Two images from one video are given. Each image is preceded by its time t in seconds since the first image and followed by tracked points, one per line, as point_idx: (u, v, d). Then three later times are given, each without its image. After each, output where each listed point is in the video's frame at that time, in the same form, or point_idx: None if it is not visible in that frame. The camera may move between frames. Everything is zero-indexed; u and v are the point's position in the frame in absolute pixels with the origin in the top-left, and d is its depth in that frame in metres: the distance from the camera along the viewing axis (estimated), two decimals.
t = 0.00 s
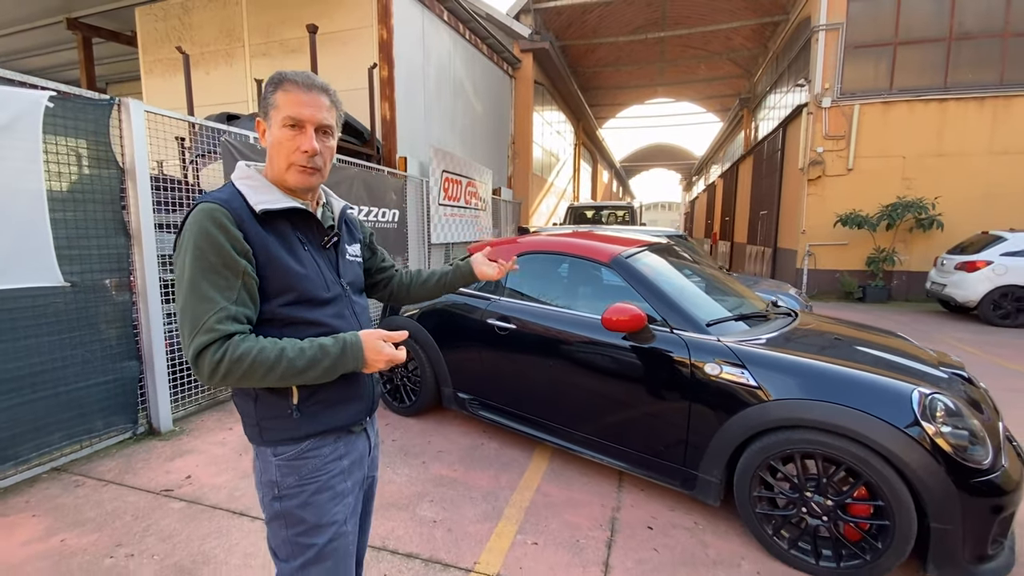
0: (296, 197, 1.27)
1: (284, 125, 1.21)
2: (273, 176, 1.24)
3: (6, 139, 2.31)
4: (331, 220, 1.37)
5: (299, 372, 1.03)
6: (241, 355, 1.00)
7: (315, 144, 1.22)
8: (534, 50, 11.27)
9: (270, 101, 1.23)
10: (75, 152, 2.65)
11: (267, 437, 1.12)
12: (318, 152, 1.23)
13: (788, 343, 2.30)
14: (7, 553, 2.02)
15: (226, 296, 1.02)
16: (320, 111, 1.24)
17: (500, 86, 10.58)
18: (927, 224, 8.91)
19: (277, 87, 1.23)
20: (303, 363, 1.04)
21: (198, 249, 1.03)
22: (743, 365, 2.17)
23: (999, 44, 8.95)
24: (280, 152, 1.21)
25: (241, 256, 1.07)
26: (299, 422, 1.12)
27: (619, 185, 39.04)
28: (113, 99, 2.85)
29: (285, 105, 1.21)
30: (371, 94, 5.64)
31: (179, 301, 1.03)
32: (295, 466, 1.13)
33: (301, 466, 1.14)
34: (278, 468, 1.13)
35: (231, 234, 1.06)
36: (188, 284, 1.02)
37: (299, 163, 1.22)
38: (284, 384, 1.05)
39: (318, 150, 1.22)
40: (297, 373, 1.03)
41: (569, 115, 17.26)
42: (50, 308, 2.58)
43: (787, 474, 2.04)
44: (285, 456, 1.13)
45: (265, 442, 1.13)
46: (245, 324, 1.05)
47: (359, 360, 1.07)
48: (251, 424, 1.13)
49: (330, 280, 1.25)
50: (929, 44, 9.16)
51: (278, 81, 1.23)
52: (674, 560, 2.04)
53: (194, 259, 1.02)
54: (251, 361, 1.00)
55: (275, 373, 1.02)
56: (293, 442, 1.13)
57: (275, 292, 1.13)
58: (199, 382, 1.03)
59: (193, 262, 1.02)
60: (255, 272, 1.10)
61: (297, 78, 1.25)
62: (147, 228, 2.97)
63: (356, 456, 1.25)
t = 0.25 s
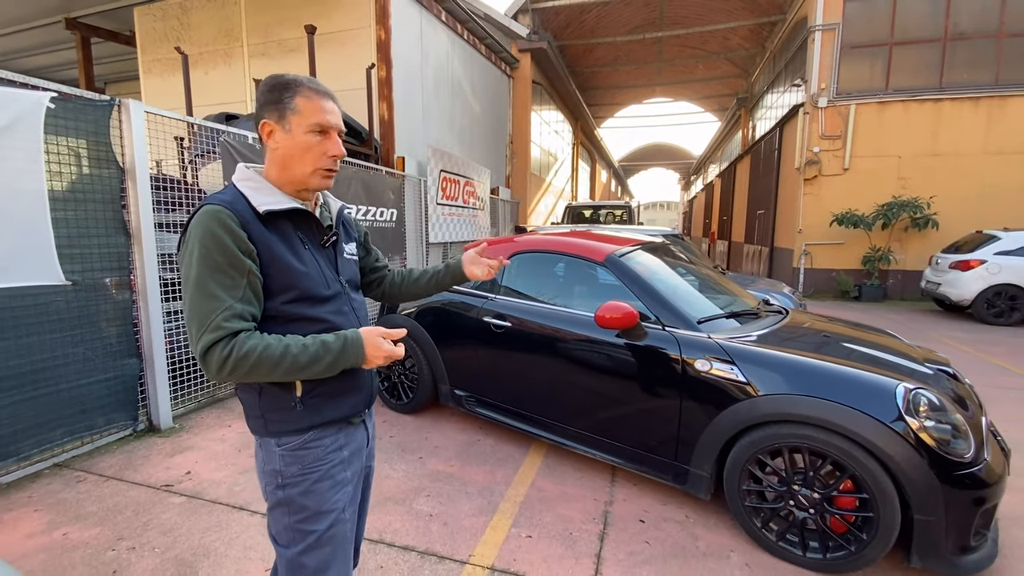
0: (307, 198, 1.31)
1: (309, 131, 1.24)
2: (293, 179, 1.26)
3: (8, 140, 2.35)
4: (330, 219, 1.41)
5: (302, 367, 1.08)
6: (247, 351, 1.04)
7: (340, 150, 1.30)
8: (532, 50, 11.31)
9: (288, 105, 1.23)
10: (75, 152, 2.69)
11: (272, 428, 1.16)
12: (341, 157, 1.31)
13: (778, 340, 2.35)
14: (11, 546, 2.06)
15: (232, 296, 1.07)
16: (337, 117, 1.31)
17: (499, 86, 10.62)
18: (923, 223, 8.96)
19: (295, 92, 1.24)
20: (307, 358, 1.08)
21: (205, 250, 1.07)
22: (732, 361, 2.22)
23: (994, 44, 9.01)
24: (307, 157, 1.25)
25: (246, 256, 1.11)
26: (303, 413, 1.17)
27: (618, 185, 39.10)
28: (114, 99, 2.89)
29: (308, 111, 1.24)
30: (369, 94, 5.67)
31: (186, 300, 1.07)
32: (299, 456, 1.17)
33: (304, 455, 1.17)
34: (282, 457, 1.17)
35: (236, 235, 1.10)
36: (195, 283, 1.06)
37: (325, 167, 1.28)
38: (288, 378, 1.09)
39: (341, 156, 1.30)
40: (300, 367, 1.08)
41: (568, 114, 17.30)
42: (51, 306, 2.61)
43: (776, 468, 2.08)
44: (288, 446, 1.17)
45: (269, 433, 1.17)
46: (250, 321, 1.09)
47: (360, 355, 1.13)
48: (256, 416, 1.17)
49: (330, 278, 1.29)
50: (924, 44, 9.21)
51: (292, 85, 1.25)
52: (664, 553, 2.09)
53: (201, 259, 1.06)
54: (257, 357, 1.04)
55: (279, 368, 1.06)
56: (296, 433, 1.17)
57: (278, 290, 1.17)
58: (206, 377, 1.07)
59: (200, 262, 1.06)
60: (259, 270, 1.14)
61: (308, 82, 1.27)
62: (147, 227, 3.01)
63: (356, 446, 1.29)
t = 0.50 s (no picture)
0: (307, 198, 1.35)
1: (336, 139, 1.30)
2: (312, 183, 1.30)
3: (6, 139, 2.36)
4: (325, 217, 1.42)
5: (320, 365, 1.11)
6: (267, 353, 1.06)
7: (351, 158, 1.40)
8: (530, 50, 11.32)
9: (320, 114, 1.26)
10: (74, 152, 2.70)
11: (284, 423, 1.18)
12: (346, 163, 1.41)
13: (771, 338, 2.37)
14: (10, 543, 2.08)
15: (249, 298, 1.08)
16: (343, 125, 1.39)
17: (497, 86, 10.63)
18: (919, 223, 8.99)
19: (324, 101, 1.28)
20: (323, 355, 1.11)
21: (218, 254, 1.07)
22: (726, 358, 2.24)
23: (990, 44, 9.03)
24: (332, 165, 1.31)
25: (259, 259, 1.12)
26: (315, 407, 1.19)
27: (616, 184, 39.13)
28: (112, 99, 2.90)
29: (336, 121, 1.30)
30: (366, 93, 5.68)
31: (201, 305, 1.07)
32: (310, 448, 1.19)
33: (316, 447, 1.20)
34: (294, 451, 1.19)
35: (248, 238, 1.10)
36: (211, 288, 1.06)
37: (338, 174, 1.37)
38: (304, 376, 1.12)
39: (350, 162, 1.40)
40: (317, 365, 1.11)
41: (566, 114, 17.32)
42: (49, 305, 2.62)
43: (768, 465, 2.11)
44: (300, 439, 1.19)
45: (279, 427, 1.18)
46: (265, 322, 1.10)
47: (373, 350, 1.17)
48: (266, 412, 1.17)
49: (332, 276, 1.31)
50: (921, 44, 9.24)
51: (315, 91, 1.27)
52: (658, 549, 2.11)
53: (215, 263, 1.06)
54: (277, 358, 1.06)
55: (297, 367, 1.09)
56: (308, 426, 1.19)
57: (288, 291, 1.19)
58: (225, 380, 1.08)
59: (214, 266, 1.06)
60: (270, 273, 1.15)
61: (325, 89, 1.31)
62: (144, 226, 3.02)
63: (359, 438, 1.32)
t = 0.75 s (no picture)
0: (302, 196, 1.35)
1: (329, 139, 1.30)
2: (304, 181, 1.30)
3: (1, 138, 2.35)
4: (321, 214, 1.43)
5: (329, 361, 1.12)
6: (277, 354, 1.07)
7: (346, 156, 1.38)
8: (528, 49, 11.33)
9: (312, 112, 1.25)
10: (69, 151, 2.69)
11: (287, 421, 1.18)
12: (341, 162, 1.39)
13: (766, 336, 2.38)
14: (7, 542, 2.07)
15: (256, 301, 1.08)
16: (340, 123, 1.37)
17: (495, 85, 10.64)
18: (916, 222, 9.01)
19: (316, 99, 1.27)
20: (331, 352, 1.13)
21: (224, 258, 1.06)
22: (721, 357, 2.24)
23: (987, 44, 9.06)
24: (323, 163, 1.31)
25: (264, 260, 1.12)
26: (319, 403, 1.20)
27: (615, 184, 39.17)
28: (108, 98, 2.90)
29: (329, 120, 1.29)
30: (364, 92, 5.68)
31: (209, 310, 1.06)
32: (314, 444, 1.20)
33: (319, 443, 1.21)
34: (297, 448, 1.19)
35: (252, 240, 1.10)
36: (218, 292, 1.05)
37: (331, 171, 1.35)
38: (312, 373, 1.13)
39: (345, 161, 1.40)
40: (326, 361, 1.12)
41: (564, 114, 17.33)
42: (46, 305, 2.62)
43: (764, 463, 2.11)
44: (303, 436, 1.19)
45: (283, 424, 1.18)
46: (272, 323, 1.11)
47: (380, 342, 1.19)
48: (269, 409, 1.17)
49: (331, 275, 1.32)
50: (917, 44, 9.26)
51: (308, 90, 1.26)
52: (655, 546, 2.12)
53: (222, 268, 1.06)
54: (287, 358, 1.07)
55: (306, 365, 1.10)
56: (312, 423, 1.19)
57: (292, 290, 1.19)
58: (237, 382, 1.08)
59: (221, 270, 1.06)
60: (275, 273, 1.15)
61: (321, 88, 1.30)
62: (142, 226, 3.01)
63: (359, 434, 1.33)
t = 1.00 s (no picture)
0: (292, 194, 1.32)
1: (289, 128, 1.23)
2: (275, 177, 1.27)
3: None
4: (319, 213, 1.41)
5: (316, 360, 1.11)
6: (264, 350, 1.06)
7: (319, 146, 1.28)
8: (526, 48, 11.32)
9: (266, 105, 1.22)
10: (65, 149, 2.68)
11: (276, 419, 1.17)
12: (321, 153, 1.29)
13: (764, 336, 2.38)
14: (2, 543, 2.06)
15: (245, 297, 1.07)
16: (318, 113, 1.28)
17: (493, 84, 10.63)
18: (913, 221, 9.03)
19: (271, 90, 1.23)
20: (319, 351, 1.11)
21: (214, 254, 1.05)
22: (719, 356, 2.24)
23: (983, 44, 9.09)
24: (287, 156, 1.25)
25: (255, 257, 1.11)
26: (308, 402, 1.19)
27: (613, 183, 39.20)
28: (104, 96, 2.89)
29: (285, 109, 1.22)
30: (361, 91, 5.66)
31: (197, 304, 1.06)
32: (303, 443, 1.19)
33: (309, 442, 1.20)
34: (287, 446, 1.18)
35: (244, 237, 1.09)
36: (207, 286, 1.05)
37: (305, 164, 1.27)
38: (300, 372, 1.12)
39: (323, 152, 1.29)
40: (314, 361, 1.11)
41: (562, 113, 17.33)
42: (40, 305, 2.60)
43: (761, 462, 2.11)
44: (293, 434, 1.18)
45: (272, 422, 1.18)
46: (261, 320, 1.10)
47: (368, 344, 1.17)
48: (258, 407, 1.17)
49: (325, 274, 1.31)
50: (915, 44, 9.28)
51: (273, 81, 1.24)
52: (653, 546, 2.11)
53: (211, 264, 1.05)
54: (274, 356, 1.06)
55: (293, 363, 1.09)
56: (301, 421, 1.18)
57: (283, 288, 1.18)
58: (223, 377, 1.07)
59: (210, 265, 1.05)
60: (266, 271, 1.15)
61: (286, 78, 1.25)
62: (137, 225, 3.00)
63: (352, 434, 1.32)
